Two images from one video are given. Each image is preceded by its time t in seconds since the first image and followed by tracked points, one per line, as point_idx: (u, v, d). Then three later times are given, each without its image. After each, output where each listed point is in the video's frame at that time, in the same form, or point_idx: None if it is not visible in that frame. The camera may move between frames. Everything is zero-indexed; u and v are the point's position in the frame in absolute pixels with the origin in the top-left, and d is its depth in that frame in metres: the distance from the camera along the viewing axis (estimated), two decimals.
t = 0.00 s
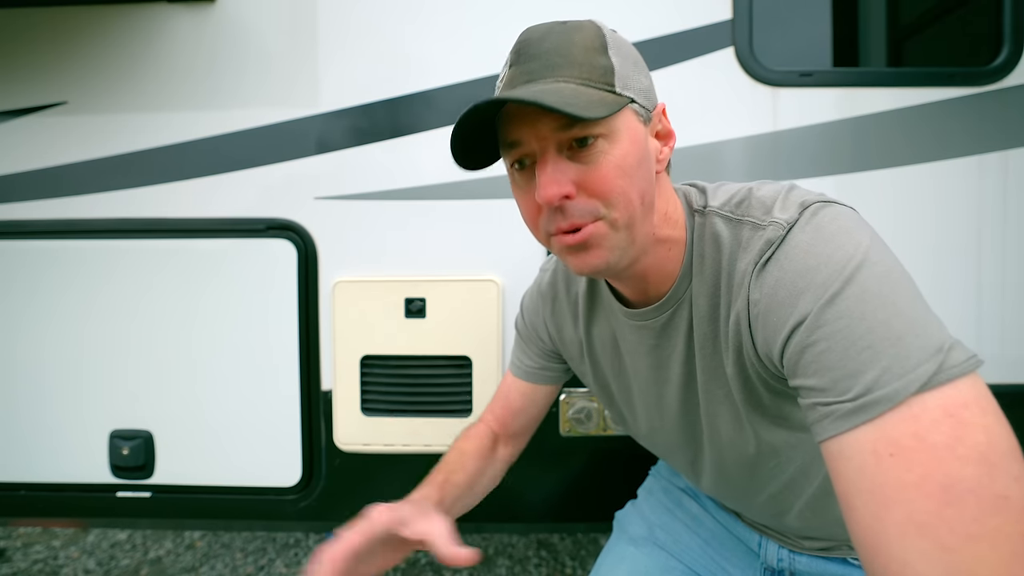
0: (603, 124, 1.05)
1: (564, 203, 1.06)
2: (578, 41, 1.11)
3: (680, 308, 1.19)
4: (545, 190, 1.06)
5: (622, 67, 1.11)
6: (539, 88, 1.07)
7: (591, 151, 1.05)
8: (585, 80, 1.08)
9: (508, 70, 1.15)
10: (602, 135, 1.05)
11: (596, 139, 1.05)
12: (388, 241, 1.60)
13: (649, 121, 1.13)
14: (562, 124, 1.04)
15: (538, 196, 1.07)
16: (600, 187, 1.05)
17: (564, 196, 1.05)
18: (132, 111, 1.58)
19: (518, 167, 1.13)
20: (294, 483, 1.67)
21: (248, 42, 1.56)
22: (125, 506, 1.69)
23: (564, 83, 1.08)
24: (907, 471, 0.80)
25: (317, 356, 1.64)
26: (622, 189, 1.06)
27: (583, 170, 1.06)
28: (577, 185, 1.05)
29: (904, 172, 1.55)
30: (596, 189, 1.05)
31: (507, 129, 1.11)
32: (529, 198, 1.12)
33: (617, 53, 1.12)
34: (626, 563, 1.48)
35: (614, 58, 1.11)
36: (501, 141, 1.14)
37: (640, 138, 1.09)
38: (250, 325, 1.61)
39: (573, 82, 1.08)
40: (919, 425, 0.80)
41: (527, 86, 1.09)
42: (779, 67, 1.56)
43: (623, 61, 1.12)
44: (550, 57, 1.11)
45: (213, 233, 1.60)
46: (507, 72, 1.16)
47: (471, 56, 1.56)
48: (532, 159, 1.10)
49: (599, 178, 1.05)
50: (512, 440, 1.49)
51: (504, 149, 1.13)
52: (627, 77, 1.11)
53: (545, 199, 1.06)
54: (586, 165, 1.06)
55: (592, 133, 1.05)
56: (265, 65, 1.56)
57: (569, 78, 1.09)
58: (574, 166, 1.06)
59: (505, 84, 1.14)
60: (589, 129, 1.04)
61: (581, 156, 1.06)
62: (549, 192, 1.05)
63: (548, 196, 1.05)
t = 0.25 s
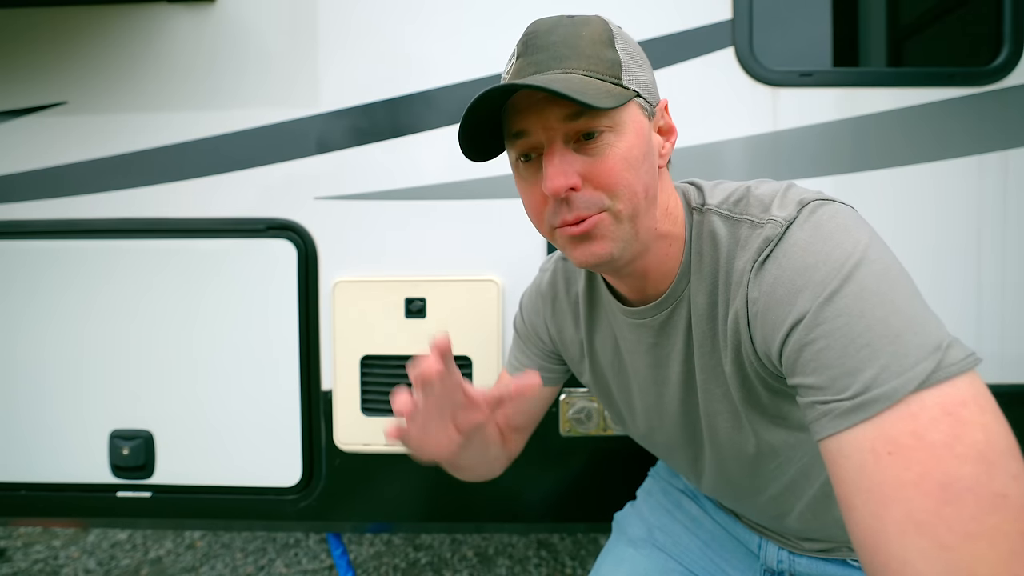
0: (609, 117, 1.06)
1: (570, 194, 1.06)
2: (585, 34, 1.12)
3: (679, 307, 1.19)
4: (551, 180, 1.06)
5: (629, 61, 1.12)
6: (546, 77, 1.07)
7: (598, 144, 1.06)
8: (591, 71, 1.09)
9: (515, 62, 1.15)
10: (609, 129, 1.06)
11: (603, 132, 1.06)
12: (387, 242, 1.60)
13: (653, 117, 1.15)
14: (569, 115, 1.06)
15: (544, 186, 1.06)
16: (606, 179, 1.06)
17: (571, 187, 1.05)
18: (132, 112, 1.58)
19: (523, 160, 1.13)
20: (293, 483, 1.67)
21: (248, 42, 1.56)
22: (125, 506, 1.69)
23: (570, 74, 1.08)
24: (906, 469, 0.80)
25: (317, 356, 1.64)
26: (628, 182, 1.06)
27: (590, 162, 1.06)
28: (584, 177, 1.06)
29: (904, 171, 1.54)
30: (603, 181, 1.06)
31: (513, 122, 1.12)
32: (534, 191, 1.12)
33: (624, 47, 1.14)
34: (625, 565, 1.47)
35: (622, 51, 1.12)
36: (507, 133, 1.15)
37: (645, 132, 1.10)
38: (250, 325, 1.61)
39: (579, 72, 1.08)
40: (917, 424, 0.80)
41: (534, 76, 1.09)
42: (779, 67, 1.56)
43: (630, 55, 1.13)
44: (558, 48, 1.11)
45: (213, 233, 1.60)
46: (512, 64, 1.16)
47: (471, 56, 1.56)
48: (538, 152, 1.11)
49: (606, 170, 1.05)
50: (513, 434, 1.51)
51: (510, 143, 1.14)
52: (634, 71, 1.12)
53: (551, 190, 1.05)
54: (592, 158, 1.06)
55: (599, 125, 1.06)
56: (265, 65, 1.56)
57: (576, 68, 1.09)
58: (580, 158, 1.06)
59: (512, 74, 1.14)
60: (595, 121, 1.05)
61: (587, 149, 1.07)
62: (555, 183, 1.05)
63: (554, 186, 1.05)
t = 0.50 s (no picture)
0: (593, 111, 1.08)
1: (567, 189, 1.06)
2: (557, 40, 1.13)
3: (677, 309, 1.19)
4: (548, 177, 1.06)
5: (601, 63, 1.14)
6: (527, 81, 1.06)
7: (587, 138, 1.08)
8: (571, 71, 1.09)
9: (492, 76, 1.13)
10: (595, 122, 1.08)
11: (590, 126, 1.08)
12: (388, 242, 1.60)
13: (632, 112, 1.17)
14: (553, 113, 1.08)
15: (541, 184, 1.07)
16: (601, 170, 1.07)
17: (568, 181, 1.06)
18: (132, 112, 1.58)
19: (514, 168, 1.13)
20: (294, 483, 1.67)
21: (249, 42, 1.56)
22: (125, 506, 1.69)
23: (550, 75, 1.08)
24: (900, 466, 0.80)
25: (317, 356, 1.64)
26: (622, 170, 1.08)
27: (583, 156, 1.07)
28: (579, 170, 1.06)
29: (903, 171, 1.55)
30: (599, 173, 1.07)
31: (499, 132, 1.13)
32: (529, 194, 1.12)
33: (594, 52, 1.15)
34: (624, 564, 1.48)
35: (593, 54, 1.14)
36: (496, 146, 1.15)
37: (629, 126, 1.12)
38: (250, 325, 1.61)
39: (559, 72, 1.08)
40: (911, 422, 0.80)
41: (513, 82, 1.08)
42: (779, 67, 1.56)
43: (601, 59, 1.15)
44: (534, 55, 1.10)
45: (213, 233, 1.60)
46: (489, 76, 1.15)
47: (472, 56, 1.56)
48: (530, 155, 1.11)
49: (599, 160, 1.07)
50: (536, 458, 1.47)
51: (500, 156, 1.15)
52: (607, 72, 1.14)
53: (548, 186, 1.06)
54: (584, 151, 1.07)
55: (585, 119, 1.08)
56: (265, 65, 1.56)
57: (555, 70, 1.08)
58: (572, 154, 1.07)
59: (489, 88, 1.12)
60: (580, 115, 1.07)
61: (577, 144, 1.08)
62: (552, 178, 1.06)
63: (552, 183, 1.06)
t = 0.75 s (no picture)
0: (600, 129, 1.08)
1: (576, 209, 1.06)
2: (562, 52, 1.12)
3: (674, 317, 1.18)
4: (557, 197, 1.05)
5: (606, 75, 1.14)
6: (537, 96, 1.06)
7: (594, 156, 1.08)
8: (579, 87, 1.09)
9: (496, 88, 1.13)
10: (601, 140, 1.08)
11: (596, 144, 1.08)
12: (387, 242, 1.60)
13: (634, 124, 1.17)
14: (560, 131, 1.07)
15: (549, 205, 1.06)
16: (608, 190, 1.06)
17: (576, 202, 1.05)
18: (132, 111, 1.58)
19: (516, 183, 1.12)
20: (294, 483, 1.67)
21: (249, 42, 1.56)
22: (126, 506, 1.69)
23: (559, 91, 1.08)
24: (893, 471, 0.80)
25: (317, 356, 1.64)
26: (628, 190, 1.08)
27: (590, 176, 1.07)
28: (587, 190, 1.06)
29: (903, 172, 1.55)
30: (606, 193, 1.06)
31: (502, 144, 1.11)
32: (533, 211, 1.11)
33: (599, 64, 1.15)
34: (625, 564, 1.50)
35: (598, 67, 1.14)
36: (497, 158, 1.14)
37: (632, 141, 1.12)
38: (250, 325, 1.61)
39: (567, 89, 1.08)
40: (903, 426, 0.80)
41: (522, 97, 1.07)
42: (779, 67, 1.56)
43: (606, 70, 1.15)
44: (541, 69, 1.10)
45: (213, 233, 1.60)
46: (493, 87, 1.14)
47: (472, 56, 1.56)
48: (535, 173, 1.10)
49: (606, 180, 1.06)
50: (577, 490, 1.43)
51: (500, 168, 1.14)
52: (612, 84, 1.14)
53: (558, 209, 1.05)
54: (592, 170, 1.07)
55: (590, 137, 1.07)
56: (265, 65, 1.56)
57: (564, 86, 1.08)
58: (580, 173, 1.07)
59: (494, 100, 1.11)
60: (588, 133, 1.07)
61: (584, 162, 1.08)
62: (561, 201, 1.05)
63: (562, 204, 1.05)
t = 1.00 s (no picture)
0: (604, 134, 1.08)
1: (576, 214, 1.05)
2: (566, 56, 1.13)
3: (673, 323, 1.19)
4: (558, 202, 1.05)
5: (609, 79, 1.15)
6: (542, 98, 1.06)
7: (596, 161, 1.08)
8: (583, 90, 1.09)
9: (500, 89, 1.13)
10: (604, 145, 1.08)
11: (599, 149, 1.08)
12: (387, 242, 1.60)
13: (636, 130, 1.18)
14: (564, 135, 1.07)
15: (550, 209, 1.06)
16: (609, 195, 1.07)
17: (577, 207, 1.05)
18: (132, 111, 1.58)
19: (517, 186, 1.12)
20: (293, 483, 1.67)
21: (249, 42, 1.56)
22: (126, 506, 1.69)
23: (564, 94, 1.08)
24: (891, 474, 0.80)
25: (317, 355, 1.64)
26: (629, 195, 1.08)
27: (592, 181, 1.07)
28: (588, 196, 1.06)
29: (903, 172, 1.55)
30: (607, 198, 1.07)
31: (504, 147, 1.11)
32: (534, 215, 1.10)
33: (602, 68, 1.16)
34: (625, 566, 1.51)
35: (602, 71, 1.15)
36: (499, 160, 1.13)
37: (633, 146, 1.12)
38: (250, 325, 1.61)
39: (571, 92, 1.08)
40: (901, 430, 0.80)
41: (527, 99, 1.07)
42: (779, 67, 1.56)
43: (609, 75, 1.16)
44: (545, 72, 1.10)
45: (213, 233, 1.60)
46: (496, 89, 1.15)
47: (472, 56, 1.56)
48: (537, 175, 1.10)
49: (608, 185, 1.07)
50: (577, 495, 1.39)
51: (501, 169, 1.13)
52: (615, 88, 1.15)
53: (559, 212, 1.05)
54: (593, 175, 1.07)
55: (592, 141, 1.07)
56: (265, 65, 1.56)
57: (569, 88, 1.09)
58: (581, 178, 1.07)
59: (498, 101, 1.12)
60: (591, 138, 1.07)
61: (586, 167, 1.08)
62: (563, 204, 1.04)
63: (563, 209, 1.04)
